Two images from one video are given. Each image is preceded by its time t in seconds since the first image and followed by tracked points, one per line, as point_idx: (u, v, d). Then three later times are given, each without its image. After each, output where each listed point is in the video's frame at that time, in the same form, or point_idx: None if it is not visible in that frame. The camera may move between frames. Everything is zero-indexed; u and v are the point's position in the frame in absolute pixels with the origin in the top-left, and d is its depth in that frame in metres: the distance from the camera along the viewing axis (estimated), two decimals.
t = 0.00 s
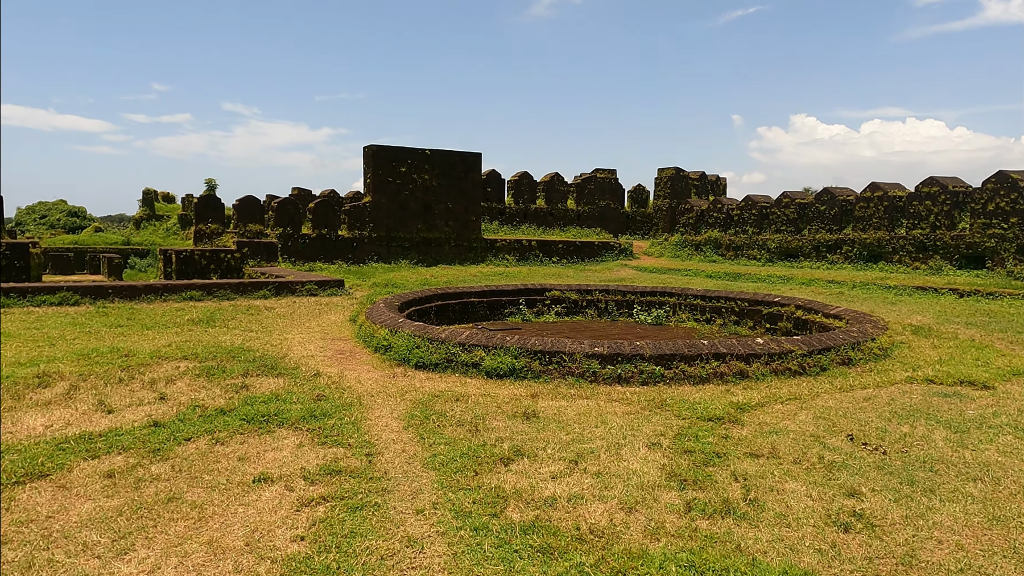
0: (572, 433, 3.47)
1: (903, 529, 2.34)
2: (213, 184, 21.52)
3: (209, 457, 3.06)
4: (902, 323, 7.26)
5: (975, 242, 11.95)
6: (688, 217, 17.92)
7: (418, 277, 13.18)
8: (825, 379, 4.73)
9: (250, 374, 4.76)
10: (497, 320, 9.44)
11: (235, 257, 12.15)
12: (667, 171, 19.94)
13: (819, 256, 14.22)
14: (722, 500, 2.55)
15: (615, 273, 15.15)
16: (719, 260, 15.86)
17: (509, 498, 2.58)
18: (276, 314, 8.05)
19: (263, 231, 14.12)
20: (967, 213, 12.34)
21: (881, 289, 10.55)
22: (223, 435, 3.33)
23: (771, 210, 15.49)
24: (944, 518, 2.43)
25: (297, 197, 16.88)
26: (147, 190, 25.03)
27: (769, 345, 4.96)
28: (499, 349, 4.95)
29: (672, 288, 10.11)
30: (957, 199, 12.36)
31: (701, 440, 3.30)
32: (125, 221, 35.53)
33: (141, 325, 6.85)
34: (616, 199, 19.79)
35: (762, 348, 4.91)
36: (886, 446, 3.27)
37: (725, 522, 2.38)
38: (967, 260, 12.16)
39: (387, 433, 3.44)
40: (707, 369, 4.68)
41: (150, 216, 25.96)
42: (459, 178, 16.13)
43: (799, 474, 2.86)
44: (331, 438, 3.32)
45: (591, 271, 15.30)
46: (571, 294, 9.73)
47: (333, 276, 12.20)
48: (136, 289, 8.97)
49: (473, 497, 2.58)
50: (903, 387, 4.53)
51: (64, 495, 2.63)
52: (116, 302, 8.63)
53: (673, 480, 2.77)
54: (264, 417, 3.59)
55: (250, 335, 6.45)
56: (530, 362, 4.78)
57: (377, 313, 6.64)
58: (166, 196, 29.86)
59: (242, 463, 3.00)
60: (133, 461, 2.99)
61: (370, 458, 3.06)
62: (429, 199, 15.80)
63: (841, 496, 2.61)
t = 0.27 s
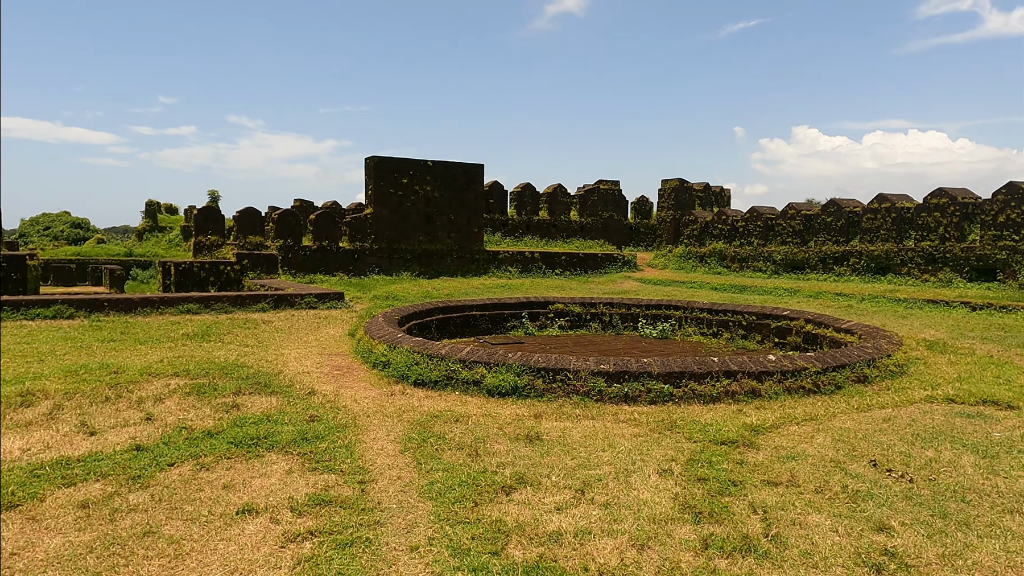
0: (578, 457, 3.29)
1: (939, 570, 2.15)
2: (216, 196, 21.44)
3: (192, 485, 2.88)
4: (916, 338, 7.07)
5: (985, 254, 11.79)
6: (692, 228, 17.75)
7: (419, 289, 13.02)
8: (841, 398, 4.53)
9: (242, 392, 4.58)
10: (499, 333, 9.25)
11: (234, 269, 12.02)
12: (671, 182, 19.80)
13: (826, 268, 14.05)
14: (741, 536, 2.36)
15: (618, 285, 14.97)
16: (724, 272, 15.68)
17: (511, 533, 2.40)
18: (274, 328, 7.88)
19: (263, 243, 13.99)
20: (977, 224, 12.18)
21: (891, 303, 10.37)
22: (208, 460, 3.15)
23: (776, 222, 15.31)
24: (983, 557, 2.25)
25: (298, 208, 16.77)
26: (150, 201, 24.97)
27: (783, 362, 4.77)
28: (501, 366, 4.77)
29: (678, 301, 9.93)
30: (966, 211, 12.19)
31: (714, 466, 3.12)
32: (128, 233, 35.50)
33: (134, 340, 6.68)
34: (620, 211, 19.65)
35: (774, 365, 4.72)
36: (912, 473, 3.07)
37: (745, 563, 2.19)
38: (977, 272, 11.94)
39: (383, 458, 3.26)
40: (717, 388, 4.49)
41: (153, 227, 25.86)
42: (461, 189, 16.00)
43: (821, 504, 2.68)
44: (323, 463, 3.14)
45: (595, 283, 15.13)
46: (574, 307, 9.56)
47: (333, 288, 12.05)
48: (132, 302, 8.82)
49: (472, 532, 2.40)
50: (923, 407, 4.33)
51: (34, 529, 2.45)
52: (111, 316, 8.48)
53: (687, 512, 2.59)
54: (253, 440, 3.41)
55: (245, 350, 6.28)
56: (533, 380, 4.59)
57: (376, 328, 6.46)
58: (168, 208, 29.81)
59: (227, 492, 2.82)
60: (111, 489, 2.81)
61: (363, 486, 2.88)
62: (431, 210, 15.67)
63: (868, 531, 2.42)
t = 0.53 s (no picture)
0: (595, 480, 3.09)
1: None
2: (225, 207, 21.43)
3: (184, 510, 2.70)
4: (940, 351, 6.83)
5: (1006, 264, 11.53)
6: (703, 239, 17.53)
7: (427, 301, 12.85)
8: (869, 415, 4.31)
9: (243, 408, 4.41)
10: (508, 346, 9.05)
11: (241, 280, 11.90)
12: (681, 193, 19.61)
13: (841, 280, 13.80)
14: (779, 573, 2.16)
15: (628, 297, 14.77)
16: (736, 284, 15.44)
17: (526, 568, 2.20)
18: (279, 340, 7.72)
19: (270, 254, 13.89)
20: (996, 235, 12.00)
21: (910, 315, 10.13)
22: (202, 482, 2.97)
23: (789, 232, 15.09)
24: None
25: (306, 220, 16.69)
26: (159, 213, 25.01)
27: (807, 377, 4.56)
28: (511, 382, 4.58)
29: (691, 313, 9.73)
30: (986, 221, 11.99)
31: (742, 491, 2.91)
32: (139, 245, 35.62)
33: (136, 352, 6.54)
34: (629, 222, 19.47)
35: (798, 381, 4.50)
36: (956, 499, 2.86)
37: None
38: (998, 284, 11.68)
39: (388, 480, 3.07)
40: (739, 405, 4.28)
41: (162, 239, 25.88)
42: (470, 200, 15.87)
43: (862, 536, 2.47)
44: (324, 486, 2.95)
45: (605, 294, 14.93)
46: (585, 319, 9.37)
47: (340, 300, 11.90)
48: (136, 314, 8.69)
49: (484, 567, 2.21)
50: (957, 426, 4.10)
51: (12, 559, 2.28)
52: (115, 327, 8.34)
53: (717, 544, 2.39)
54: (252, 461, 3.23)
55: (248, 363, 6.12)
56: (545, 397, 4.40)
57: (382, 340, 6.29)
58: (178, 220, 29.87)
59: (221, 519, 2.64)
60: (98, 514, 2.64)
61: (367, 513, 2.69)
62: (439, 221, 15.53)
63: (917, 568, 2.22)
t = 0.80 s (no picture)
0: (621, 508, 2.88)
1: None
2: (241, 216, 21.45)
3: (182, 541, 2.53)
4: (975, 364, 6.55)
5: None
6: (721, 247, 17.24)
7: (441, 310, 12.69)
8: (909, 435, 4.06)
9: (250, 425, 4.25)
10: (524, 357, 8.85)
11: (254, 289, 11.82)
12: (698, 200, 19.35)
13: (863, 289, 13.47)
14: None
15: (645, 306, 14.53)
16: (755, 292, 15.13)
17: None
18: (290, 351, 7.58)
19: (283, 263, 13.81)
20: None
21: (938, 325, 9.82)
22: (203, 507, 2.81)
23: (810, 240, 14.80)
24: None
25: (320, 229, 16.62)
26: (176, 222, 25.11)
27: (842, 394, 4.32)
28: (529, 398, 4.38)
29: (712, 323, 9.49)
30: (1016, 228, 11.69)
31: (782, 522, 2.69)
32: (156, 253, 35.85)
33: (145, 364, 6.42)
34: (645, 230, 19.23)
35: (832, 398, 4.27)
36: (1018, 534, 2.61)
37: None
38: None
39: (399, 507, 2.88)
40: (770, 424, 4.06)
41: (179, 248, 25.98)
42: (484, 208, 15.72)
43: None
44: (332, 513, 2.77)
45: (621, 304, 14.69)
46: (602, 330, 9.15)
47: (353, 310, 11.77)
48: (147, 324, 8.59)
49: None
50: (1005, 448, 3.84)
51: None
52: (125, 338, 8.25)
53: None
54: (257, 483, 3.06)
55: (258, 376, 5.97)
56: (565, 414, 4.20)
57: (395, 352, 6.12)
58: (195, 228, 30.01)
59: (222, 551, 2.47)
60: (91, 545, 2.47)
61: (376, 547, 2.50)
62: (453, 230, 15.39)
63: None
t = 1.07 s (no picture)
0: (651, 527, 2.70)
1: None
2: (260, 219, 21.52)
3: (185, 559, 2.39)
4: (1017, 372, 6.26)
5: None
6: (743, 250, 16.90)
7: (458, 314, 12.55)
8: (955, 449, 3.82)
9: (261, 433, 4.12)
10: (543, 362, 8.67)
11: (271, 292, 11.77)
12: (720, 202, 19.04)
13: (891, 292, 13.12)
14: None
15: (665, 309, 14.27)
16: (778, 296, 14.81)
17: None
18: (306, 356, 7.47)
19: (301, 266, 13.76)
20: None
21: (972, 330, 9.50)
22: (208, 523, 2.66)
23: (835, 243, 14.50)
24: None
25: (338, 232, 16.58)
26: (197, 226, 25.27)
27: (881, 404, 4.09)
28: (550, 406, 4.21)
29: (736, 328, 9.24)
30: None
31: (827, 545, 2.49)
32: (178, 256, 36.16)
33: (159, 368, 6.34)
34: (665, 233, 18.97)
35: (871, 409, 4.04)
36: None
37: None
38: None
39: (415, 524, 2.72)
40: (805, 435, 3.84)
41: (199, 252, 26.13)
42: (502, 211, 15.57)
43: None
44: (344, 531, 2.62)
45: (641, 307, 14.46)
46: (623, 334, 8.95)
47: (370, 313, 11.66)
48: (164, 327, 8.54)
49: None
50: None
51: None
52: (142, 341, 8.19)
53: None
54: (266, 497, 2.92)
55: (273, 381, 5.85)
56: (587, 423, 4.01)
57: (411, 357, 5.97)
58: (216, 232, 30.20)
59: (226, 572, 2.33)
60: (89, 564, 2.33)
61: (389, 569, 2.34)
62: (470, 232, 15.26)
63: None
